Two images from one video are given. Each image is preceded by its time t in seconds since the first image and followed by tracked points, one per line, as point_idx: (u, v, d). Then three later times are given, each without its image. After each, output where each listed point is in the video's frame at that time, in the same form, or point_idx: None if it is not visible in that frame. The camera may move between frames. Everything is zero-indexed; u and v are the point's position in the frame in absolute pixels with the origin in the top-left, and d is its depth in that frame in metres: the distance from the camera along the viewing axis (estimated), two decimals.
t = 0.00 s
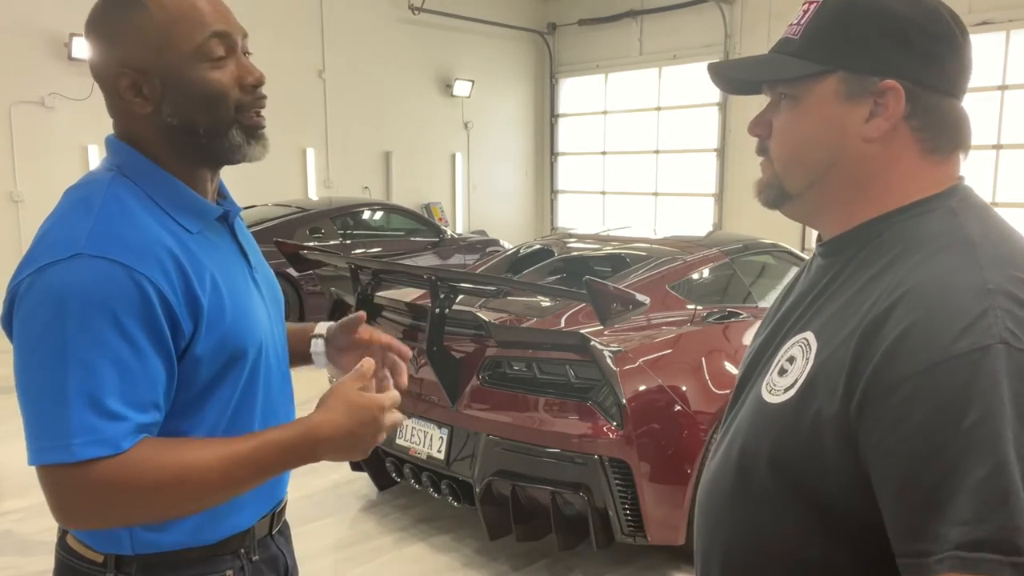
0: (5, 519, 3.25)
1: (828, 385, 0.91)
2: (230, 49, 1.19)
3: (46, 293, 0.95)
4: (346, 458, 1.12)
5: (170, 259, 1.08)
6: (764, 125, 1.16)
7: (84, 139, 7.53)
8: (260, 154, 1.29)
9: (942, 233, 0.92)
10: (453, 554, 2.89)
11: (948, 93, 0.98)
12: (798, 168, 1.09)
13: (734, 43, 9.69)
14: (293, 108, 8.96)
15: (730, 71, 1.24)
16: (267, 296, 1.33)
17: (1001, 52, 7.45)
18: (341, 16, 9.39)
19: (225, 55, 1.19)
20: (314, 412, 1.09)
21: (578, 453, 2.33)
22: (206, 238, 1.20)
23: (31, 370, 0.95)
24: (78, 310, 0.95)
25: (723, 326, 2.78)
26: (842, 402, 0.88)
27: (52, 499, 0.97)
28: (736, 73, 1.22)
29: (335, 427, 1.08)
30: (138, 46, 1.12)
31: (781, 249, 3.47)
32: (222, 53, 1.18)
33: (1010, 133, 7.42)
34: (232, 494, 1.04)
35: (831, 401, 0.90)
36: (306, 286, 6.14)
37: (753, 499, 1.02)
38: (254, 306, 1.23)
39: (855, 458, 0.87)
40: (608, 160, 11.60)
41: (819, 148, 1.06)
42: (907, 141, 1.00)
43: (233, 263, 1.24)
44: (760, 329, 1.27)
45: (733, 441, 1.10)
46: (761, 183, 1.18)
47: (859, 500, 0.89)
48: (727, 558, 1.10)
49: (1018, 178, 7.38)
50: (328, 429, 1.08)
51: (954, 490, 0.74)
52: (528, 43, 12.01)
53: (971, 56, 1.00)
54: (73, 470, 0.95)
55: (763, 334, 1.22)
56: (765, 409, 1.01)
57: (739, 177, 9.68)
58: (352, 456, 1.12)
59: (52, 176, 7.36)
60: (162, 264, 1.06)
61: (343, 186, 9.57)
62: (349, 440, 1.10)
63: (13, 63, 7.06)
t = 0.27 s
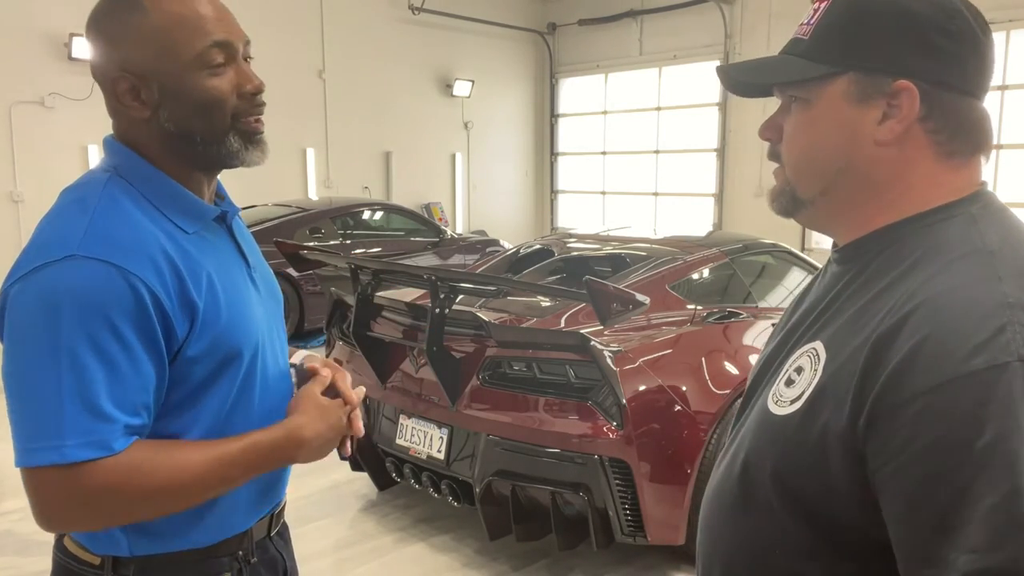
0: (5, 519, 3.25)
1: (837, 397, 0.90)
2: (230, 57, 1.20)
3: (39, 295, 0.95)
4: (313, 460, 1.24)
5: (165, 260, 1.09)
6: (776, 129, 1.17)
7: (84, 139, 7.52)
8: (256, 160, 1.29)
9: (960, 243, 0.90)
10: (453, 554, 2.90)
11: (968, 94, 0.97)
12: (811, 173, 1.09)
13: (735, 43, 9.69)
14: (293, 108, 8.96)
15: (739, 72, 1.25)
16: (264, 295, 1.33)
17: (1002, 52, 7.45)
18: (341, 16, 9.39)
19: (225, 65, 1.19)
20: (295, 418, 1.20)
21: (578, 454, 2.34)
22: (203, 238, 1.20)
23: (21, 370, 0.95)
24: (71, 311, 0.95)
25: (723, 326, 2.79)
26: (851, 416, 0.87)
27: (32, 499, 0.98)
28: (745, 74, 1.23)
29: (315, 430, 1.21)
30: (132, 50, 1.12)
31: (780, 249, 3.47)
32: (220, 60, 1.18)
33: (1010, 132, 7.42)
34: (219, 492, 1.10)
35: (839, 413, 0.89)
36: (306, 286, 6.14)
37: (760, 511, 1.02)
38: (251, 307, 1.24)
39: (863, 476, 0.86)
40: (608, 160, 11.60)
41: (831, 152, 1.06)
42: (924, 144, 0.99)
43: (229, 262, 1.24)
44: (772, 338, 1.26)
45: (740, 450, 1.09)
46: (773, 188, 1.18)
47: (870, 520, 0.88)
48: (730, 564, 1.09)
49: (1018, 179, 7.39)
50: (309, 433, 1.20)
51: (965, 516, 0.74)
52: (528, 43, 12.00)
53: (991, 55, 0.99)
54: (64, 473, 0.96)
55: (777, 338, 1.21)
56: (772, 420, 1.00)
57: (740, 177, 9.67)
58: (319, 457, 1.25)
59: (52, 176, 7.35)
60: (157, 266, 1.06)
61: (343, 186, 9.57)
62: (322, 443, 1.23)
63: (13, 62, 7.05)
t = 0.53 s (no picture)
0: (5, 519, 3.25)
1: (839, 408, 0.88)
2: (240, 66, 1.20)
3: (36, 295, 0.95)
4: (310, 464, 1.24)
5: (163, 261, 1.09)
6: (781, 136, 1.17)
7: (84, 139, 7.53)
8: (258, 164, 1.29)
9: (971, 250, 0.88)
10: (453, 554, 2.90)
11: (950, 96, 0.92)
12: (804, 183, 1.08)
13: (735, 43, 9.67)
14: (293, 108, 8.96)
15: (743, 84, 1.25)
16: (261, 295, 1.33)
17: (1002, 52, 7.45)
18: (341, 16, 9.39)
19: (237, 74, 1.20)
20: (292, 420, 1.20)
21: (578, 454, 2.34)
22: (200, 239, 1.20)
23: (19, 370, 0.95)
24: (69, 311, 0.95)
25: (723, 326, 2.79)
26: (854, 429, 0.85)
27: (28, 502, 0.98)
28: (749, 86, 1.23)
29: (312, 433, 1.21)
30: (138, 52, 1.12)
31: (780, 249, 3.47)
32: (231, 69, 1.19)
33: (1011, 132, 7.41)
34: (219, 495, 1.10)
35: (841, 426, 0.87)
36: (306, 286, 6.14)
37: (759, 521, 1.00)
38: (249, 308, 1.24)
39: (868, 492, 0.85)
40: (608, 160, 11.60)
41: (815, 161, 1.06)
42: (905, 150, 0.96)
43: (226, 262, 1.24)
44: (779, 344, 1.24)
45: (742, 458, 1.07)
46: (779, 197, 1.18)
47: (877, 537, 0.87)
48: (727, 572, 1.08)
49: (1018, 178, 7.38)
50: (307, 436, 1.20)
51: (966, 541, 0.74)
52: (528, 44, 12.00)
53: (992, 52, 0.92)
54: (61, 474, 0.96)
55: (785, 343, 1.20)
56: (775, 430, 0.98)
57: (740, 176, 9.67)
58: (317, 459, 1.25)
59: (52, 176, 7.36)
60: (155, 267, 1.06)
61: (343, 186, 9.57)
62: (320, 447, 1.23)
63: (13, 62, 7.05)
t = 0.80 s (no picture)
0: (5, 519, 3.25)
1: (826, 414, 0.86)
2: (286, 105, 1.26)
3: (20, 307, 0.95)
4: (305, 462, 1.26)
5: (151, 267, 1.07)
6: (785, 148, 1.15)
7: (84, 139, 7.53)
8: (253, 187, 1.27)
9: (962, 252, 0.85)
10: (453, 554, 2.90)
11: (906, 96, 0.89)
12: (798, 195, 1.05)
13: (734, 43, 9.67)
14: (293, 108, 8.96)
15: (744, 105, 1.23)
16: (254, 296, 1.32)
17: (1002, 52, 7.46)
18: (341, 15, 9.39)
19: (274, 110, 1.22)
20: (285, 420, 1.22)
21: (578, 454, 2.34)
22: (190, 241, 1.19)
23: (6, 381, 0.95)
24: (54, 323, 0.95)
25: (723, 326, 2.79)
26: (839, 435, 0.83)
27: (21, 512, 0.98)
28: (751, 107, 1.21)
29: (305, 432, 1.23)
30: (198, 64, 1.12)
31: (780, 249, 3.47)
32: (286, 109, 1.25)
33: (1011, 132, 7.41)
34: (212, 499, 1.11)
35: (827, 434, 0.85)
36: (306, 286, 6.14)
37: (753, 527, 0.97)
38: (241, 310, 1.23)
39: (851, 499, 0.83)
40: (608, 160, 11.61)
41: (798, 175, 1.04)
42: (873, 155, 0.93)
43: (218, 264, 1.23)
44: (783, 351, 1.19)
45: (740, 464, 1.04)
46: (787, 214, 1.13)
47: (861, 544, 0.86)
48: None
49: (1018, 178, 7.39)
50: (300, 435, 1.22)
51: (942, 547, 0.72)
52: (528, 43, 12.00)
53: (960, 46, 0.87)
54: (50, 486, 0.96)
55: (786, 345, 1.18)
56: (767, 435, 0.96)
57: (739, 176, 9.68)
58: (311, 457, 1.27)
59: (52, 176, 7.36)
60: (142, 273, 1.05)
61: (343, 186, 9.57)
62: (312, 446, 1.25)
63: (13, 62, 7.05)
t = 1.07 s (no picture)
0: (5, 519, 3.25)
1: (812, 412, 0.86)
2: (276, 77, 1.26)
3: (56, 299, 0.94)
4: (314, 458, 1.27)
5: (175, 262, 1.08)
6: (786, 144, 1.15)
7: (84, 139, 7.52)
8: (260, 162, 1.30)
9: (950, 252, 0.84)
10: (453, 554, 2.90)
11: (903, 97, 0.88)
12: (801, 194, 1.05)
13: (735, 43, 9.66)
14: (293, 108, 8.96)
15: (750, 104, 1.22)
16: (262, 293, 1.32)
17: (1002, 52, 7.45)
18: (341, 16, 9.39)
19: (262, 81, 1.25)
20: (296, 418, 1.24)
21: (578, 454, 2.34)
22: (207, 238, 1.18)
23: (34, 374, 0.94)
24: (86, 314, 0.95)
25: (722, 326, 2.80)
26: (823, 433, 0.83)
27: (44, 507, 0.97)
28: (756, 106, 1.19)
29: (316, 428, 1.25)
30: (195, 44, 1.14)
31: (780, 249, 3.47)
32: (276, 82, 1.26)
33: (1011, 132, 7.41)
34: (231, 493, 1.12)
35: (812, 432, 0.85)
36: (306, 286, 6.15)
37: (746, 526, 0.97)
38: (254, 308, 1.23)
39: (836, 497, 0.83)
40: (608, 160, 11.62)
41: (800, 173, 1.03)
42: (869, 156, 0.92)
43: (232, 262, 1.23)
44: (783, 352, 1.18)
45: (736, 464, 1.04)
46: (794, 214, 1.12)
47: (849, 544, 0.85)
48: None
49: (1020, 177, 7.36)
50: (311, 432, 1.24)
51: (917, 544, 0.72)
52: (528, 44, 12.00)
53: (957, 44, 0.85)
54: (81, 480, 0.95)
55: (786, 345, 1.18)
56: (761, 433, 0.95)
57: (739, 176, 9.67)
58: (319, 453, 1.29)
59: (52, 176, 7.36)
60: (169, 268, 1.06)
61: (343, 186, 9.57)
62: (322, 442, 1.27)
63: (13, 62, 7.05)
